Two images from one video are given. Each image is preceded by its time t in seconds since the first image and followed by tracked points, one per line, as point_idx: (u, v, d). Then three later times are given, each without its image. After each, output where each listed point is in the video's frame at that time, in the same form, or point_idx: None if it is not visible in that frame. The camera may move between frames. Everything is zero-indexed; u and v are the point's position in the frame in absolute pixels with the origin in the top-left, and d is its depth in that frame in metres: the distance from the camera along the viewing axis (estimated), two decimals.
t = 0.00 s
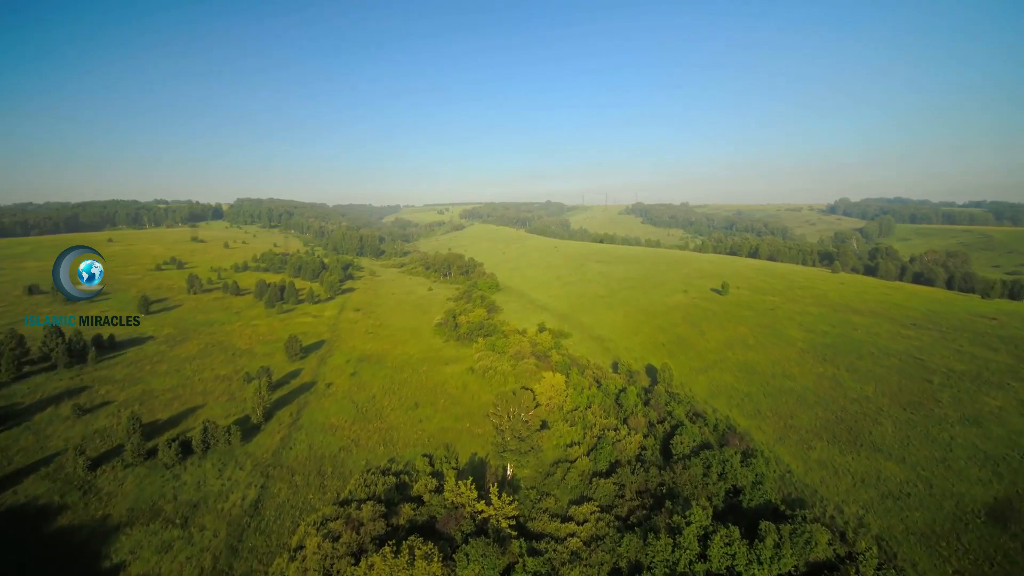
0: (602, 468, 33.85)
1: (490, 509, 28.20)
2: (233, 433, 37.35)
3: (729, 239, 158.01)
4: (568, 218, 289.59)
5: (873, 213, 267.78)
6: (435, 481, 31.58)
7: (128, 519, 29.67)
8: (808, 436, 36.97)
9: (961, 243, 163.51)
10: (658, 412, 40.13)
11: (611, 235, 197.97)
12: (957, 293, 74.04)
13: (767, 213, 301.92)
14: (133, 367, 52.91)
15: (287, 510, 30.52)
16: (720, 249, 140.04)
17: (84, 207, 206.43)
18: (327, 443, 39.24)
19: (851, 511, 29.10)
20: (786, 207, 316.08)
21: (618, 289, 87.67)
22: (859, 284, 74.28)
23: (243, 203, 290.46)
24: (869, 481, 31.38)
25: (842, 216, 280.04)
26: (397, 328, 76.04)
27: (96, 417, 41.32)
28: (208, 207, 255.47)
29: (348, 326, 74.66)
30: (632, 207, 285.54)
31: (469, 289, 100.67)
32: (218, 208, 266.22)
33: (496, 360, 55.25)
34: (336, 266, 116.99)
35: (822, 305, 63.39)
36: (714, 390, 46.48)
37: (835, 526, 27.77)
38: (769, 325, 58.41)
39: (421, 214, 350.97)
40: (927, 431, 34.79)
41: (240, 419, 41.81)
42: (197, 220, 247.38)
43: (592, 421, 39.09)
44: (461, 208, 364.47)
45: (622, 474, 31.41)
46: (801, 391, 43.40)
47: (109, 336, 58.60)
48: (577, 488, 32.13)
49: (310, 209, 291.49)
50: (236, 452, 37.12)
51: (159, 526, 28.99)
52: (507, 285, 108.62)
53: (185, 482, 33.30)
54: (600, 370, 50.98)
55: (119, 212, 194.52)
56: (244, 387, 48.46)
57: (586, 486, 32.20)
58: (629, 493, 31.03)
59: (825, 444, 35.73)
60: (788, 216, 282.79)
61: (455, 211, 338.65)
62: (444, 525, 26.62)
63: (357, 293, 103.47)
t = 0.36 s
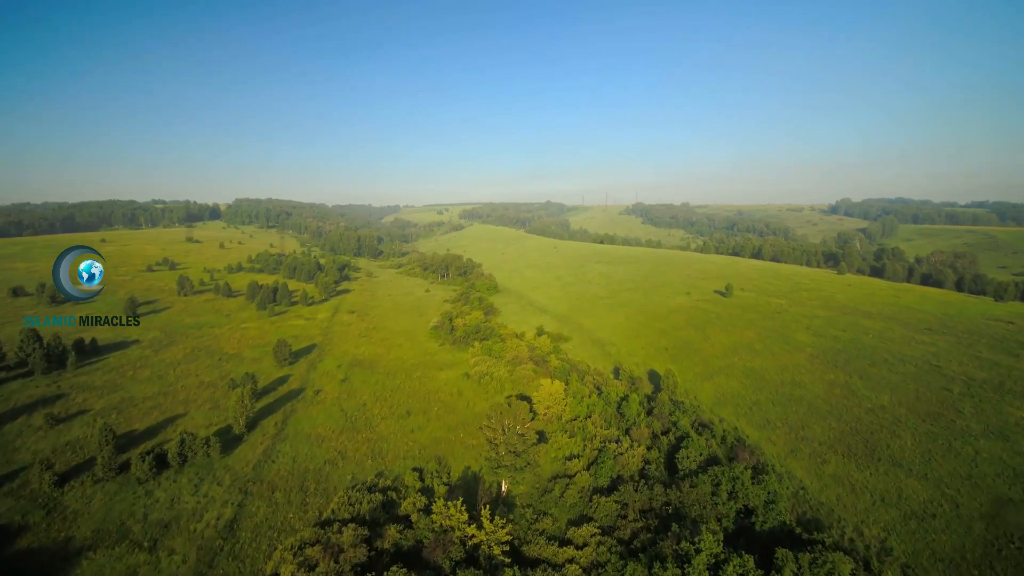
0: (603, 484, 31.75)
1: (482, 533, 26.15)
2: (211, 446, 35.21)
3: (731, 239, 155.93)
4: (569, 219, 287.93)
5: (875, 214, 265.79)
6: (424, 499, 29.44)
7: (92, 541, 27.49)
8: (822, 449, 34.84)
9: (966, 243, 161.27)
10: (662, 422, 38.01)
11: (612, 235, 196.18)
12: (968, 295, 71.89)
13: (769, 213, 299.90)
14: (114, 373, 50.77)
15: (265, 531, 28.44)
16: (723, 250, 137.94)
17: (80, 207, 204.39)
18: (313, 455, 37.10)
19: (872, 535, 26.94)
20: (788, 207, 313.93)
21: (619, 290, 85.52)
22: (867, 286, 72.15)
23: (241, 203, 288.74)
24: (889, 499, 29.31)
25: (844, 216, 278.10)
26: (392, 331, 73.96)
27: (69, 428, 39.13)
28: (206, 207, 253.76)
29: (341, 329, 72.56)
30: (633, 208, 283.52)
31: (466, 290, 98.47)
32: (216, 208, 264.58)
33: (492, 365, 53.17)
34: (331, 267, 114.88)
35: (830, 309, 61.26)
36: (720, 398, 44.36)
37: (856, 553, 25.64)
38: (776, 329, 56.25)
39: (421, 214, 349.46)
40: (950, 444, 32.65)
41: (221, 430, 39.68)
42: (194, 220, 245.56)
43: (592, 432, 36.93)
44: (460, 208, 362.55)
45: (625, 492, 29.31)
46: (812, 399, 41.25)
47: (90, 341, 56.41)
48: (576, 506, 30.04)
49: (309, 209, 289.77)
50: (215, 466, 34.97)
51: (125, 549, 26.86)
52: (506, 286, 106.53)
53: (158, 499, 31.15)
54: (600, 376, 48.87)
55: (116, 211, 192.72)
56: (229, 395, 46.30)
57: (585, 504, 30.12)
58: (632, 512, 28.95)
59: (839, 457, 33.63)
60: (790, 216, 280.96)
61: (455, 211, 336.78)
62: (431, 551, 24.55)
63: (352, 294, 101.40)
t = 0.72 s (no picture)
0: (603, 503, 29.66)
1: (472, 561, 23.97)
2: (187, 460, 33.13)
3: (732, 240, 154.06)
4: (569, 219, 285.89)
5: (878, 214, 263.84)
6: (410, 521, 27.29)
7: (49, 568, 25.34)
8: (837, 464, 32.65)
9: (971, 244, 159.16)
10: (666, 433, 35.86)
11: (612, 235, 193.49)
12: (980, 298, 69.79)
13: (770, 214, 297.72)
14: (93, 380, 48.64)
15: (239, 557, 26.34)
16: (725, 251, 135.87)
17: (76, 207, 202.44)
18: (296, 469, 34.99)
19: (895, 563, 24.83)
20: (789, 208, 311.98)
21: (619, 292, 83.38)
22: (876, 288, 70.02)
23: (239, 203, 286.95)
24: (912, 522, 27.19)
25: (846, 217, 275.98)
26: (386, 334, 71.85)
27: (39, 440, 37.00)
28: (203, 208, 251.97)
29: (333, 333, 70.48)
30: (633, 208, 281.47)
31: (464, 292, 96.38)
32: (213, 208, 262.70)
33: (488, 371, 51.04)
34: (326, 268, 112.73)
35: (839, 312, 59.13)
36: (726, 407, 42.24)
37: None
38: (784, 334, 54.12)
39: (420, 215, 347.44)
40: (974, 460, 30.54)
41: (199, 442, 37.48)
42: (191, 220, 243.67)
43: (592, 445, 34.77)
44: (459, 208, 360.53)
45: (627, 513, 27.12)
46: (824, 409, 39.15)
47: (71, 345, 54.29)
48: (574, 528, 27.84)
49: (307, 210, 287.89)
50: (189, 482, 32.73)
51: None
52: (504, 288, 104.32)
53: (126, 520, 29.03)
54: (601, 383, 46.74)
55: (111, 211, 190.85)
56: (211, 403, 44.15)
57: (585, 526, 27.92)
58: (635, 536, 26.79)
59: (856, 473, 31.49)
60: (792, 216, 279.07)
61: (454, 211, 334.94)
62: None
63: (347, 296, 99.26)
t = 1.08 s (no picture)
0: (603, 525, 27.58)
1: None
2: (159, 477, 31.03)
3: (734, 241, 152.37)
4: (569, 220, 283.79)
5: (879, 215, 262.19)
6: (394, 547, 25.16)
7: None
8: (853, 481, 30.56)
9: (975, 245, 157.33)
10: (670, 447, 33.77)
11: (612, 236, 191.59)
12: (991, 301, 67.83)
13: (771, 215, 296.28)
14: (69, 388, 46.47)
15: None
16: (726, 252, 133.90)
17: (71, 207, 200.45)
18: (276, 485, 32.90)
19: None
20: (790, 208, 310.32)
21: (620, 295, 81.31)
22: (884, 291, 68.02)
23: (236, 203, 284.95)
24: (937, 547, 25.13)
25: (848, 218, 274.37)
26: (380, 338, 69.75)
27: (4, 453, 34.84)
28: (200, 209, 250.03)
29: (325, 337, 68.39)
30: (633, 208, 279.58)
31: (460, 295, 94.26)
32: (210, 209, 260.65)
33: (483, 378, 48.93)
34: (321, 270, 110.63)
35: (848, 316, 57.05)
36: (733, 417, 40.13)
37: None
38: (791, 339, 52.04)
39: (418, 215, 345.58)
40: (1002, 479, 28.47)
41: (175, 456, 35.41)
42: (187, 220, 241.64)
43: (591, 459, 32.67)
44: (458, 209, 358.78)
45: (628, 538, 25.03)
46: (837, 420, 37.05)
47: (49, 350, 52.12)
48: (572, 553, 25.74)
49: (304, 210, 285.97)
50: (161, 501, 30.64)
51: None
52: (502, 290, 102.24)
53: (88, 543, 26.88)
54: (601, 391, 44.63)
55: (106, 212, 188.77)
56: (191, 413, 41.99)
57: (583, 551, 25.81)
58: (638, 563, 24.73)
59: (874, 492, 29.42)
60: (793, 217, 277.33)
61: (453, 212, 332.91)
62: None
63: (342, 299, 97.08)
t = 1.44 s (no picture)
0: (603, 547, 25.77)
1: None
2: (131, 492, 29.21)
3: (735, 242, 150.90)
4: (568, 220, 282.17)
5: (881, 215, 260.71)
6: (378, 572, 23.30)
7: None
8: (869, 499, 28.73)
9: (979, 246, 155.84)
10: (673, 459, 31.95)
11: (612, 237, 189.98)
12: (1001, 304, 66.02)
13: (772, 216, 294.86)
14: (47, 394, 44.61)
15: None
16: (728, 254, 132.23)
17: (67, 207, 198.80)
18: (257, 500, 31.06)
19: None
20: (791, 208, 309.01)
21: (620, 297, 79.51)
22: (892, 293, 66.21)
23: (234, 203, 283.23)
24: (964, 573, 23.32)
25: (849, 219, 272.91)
26: (374, 341, 67.94)
27: None
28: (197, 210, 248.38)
29: (318, 340, 66.59)
30: (633, 209, 278.08)
31: (457, 296, 92.45)
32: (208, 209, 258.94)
33: (479, 384, 47.08)
34: (317, 271, 108.83)
35: (857, 319, 55.16)
36: (740, 427, 38.28)
37: None
38: (798, 343, 50.20)
39: (418, 216, 343.83)
40: None
41: (152, 469, 33.58)
42: (185, 220, 239.95)
43: (591, 473, 30.82)
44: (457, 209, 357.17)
45: (630, 563, 23.25)
46: (850, 431, 35.18)
47: (30, 355, 50.32)
48: None
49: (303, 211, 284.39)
50: (134, 518, 28.83)
51: None
52: (500, 292, 100.46)
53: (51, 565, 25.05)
54: (601, 398, 42.80)
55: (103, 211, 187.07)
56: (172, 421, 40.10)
57: None
58: None
59: (892, 510, 27.58)
60: (794, 217, 275.99)
61: (452, 212, 331.19)
62: None
63: (337, 300, 95.31)
